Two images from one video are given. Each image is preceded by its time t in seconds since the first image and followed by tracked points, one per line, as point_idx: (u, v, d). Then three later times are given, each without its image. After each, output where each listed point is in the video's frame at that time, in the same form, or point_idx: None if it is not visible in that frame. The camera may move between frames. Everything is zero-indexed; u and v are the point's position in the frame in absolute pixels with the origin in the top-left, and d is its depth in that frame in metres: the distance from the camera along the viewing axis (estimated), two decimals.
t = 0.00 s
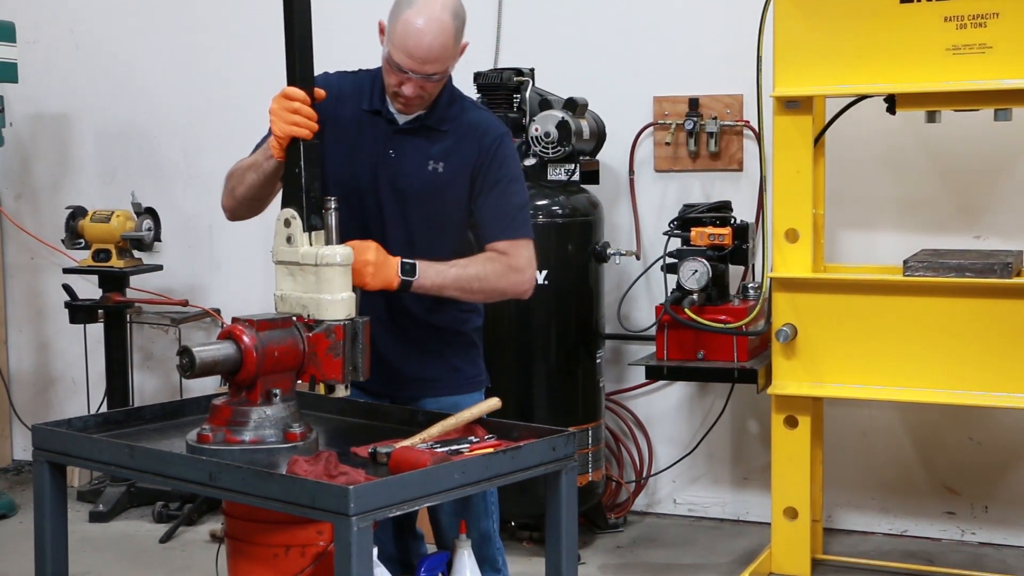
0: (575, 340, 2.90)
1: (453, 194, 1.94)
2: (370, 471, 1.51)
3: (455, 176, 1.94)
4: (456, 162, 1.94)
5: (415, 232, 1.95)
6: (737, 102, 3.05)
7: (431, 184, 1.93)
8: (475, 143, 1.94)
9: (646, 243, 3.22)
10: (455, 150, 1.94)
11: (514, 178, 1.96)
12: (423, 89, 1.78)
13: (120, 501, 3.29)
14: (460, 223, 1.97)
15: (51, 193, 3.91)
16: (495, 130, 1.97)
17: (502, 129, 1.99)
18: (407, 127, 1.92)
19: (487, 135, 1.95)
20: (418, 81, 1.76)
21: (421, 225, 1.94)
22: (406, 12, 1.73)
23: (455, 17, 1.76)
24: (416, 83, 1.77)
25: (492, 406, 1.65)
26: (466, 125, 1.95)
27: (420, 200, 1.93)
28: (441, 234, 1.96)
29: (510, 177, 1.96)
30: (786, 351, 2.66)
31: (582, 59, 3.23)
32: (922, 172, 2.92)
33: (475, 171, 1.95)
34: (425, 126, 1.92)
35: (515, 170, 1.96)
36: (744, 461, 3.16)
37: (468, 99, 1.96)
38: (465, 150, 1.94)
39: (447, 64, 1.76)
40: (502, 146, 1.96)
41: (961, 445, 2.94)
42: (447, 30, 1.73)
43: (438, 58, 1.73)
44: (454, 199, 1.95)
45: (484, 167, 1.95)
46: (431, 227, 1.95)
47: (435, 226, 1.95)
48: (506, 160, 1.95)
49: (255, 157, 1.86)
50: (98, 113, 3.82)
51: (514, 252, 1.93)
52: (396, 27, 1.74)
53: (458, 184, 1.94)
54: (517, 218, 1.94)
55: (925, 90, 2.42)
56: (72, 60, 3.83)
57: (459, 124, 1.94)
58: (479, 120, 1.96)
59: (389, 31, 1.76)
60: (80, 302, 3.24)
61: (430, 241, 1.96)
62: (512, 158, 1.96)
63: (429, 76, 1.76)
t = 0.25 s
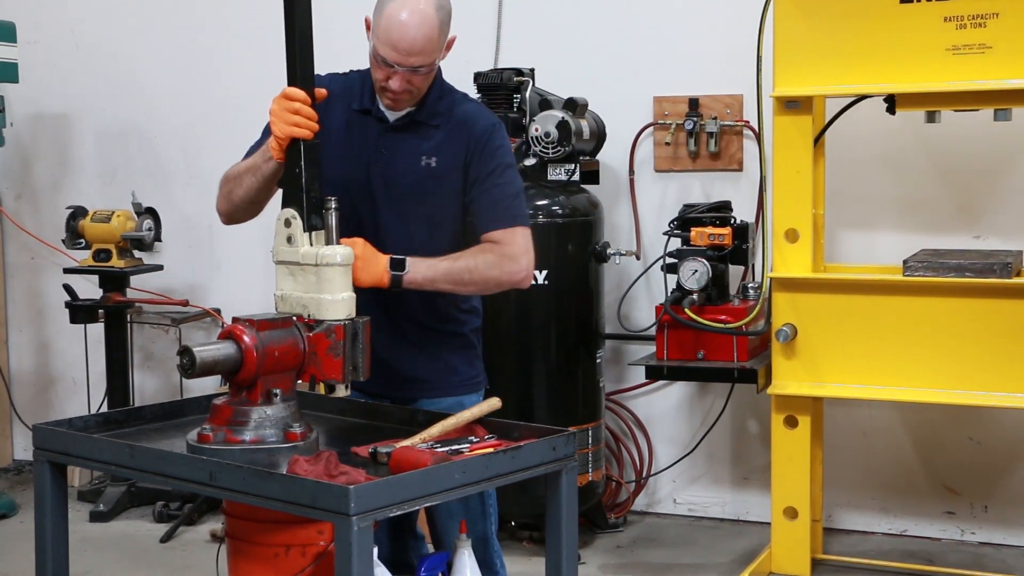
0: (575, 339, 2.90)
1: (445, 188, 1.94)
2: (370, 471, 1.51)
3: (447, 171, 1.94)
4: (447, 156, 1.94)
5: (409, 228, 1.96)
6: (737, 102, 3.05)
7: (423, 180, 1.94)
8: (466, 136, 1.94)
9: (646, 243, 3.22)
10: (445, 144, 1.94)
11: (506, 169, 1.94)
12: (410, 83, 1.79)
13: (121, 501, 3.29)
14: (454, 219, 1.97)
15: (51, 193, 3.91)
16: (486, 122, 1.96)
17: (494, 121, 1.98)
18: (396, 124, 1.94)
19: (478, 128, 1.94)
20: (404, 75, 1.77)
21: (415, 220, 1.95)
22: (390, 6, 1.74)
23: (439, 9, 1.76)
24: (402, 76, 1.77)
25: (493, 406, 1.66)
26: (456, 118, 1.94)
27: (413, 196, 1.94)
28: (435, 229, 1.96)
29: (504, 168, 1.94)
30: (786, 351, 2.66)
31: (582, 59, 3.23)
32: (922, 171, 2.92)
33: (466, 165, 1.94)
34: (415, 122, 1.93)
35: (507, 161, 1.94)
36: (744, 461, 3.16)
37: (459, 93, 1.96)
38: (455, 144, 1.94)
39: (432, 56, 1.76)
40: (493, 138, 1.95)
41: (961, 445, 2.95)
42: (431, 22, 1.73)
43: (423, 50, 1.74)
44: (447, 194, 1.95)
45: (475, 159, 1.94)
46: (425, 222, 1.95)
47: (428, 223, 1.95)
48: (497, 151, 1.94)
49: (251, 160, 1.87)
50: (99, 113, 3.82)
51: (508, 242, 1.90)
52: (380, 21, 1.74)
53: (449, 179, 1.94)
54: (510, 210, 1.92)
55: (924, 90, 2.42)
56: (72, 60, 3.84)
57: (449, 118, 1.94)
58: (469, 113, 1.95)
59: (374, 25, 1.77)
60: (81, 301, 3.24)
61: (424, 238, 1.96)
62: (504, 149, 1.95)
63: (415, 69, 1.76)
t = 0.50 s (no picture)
0: (575, 339, 2.90)
1: (454, 179, 1.96)
2: (370, 472, 1.51)
3: (456, 161, 1.95)
4: (457, 148, 1.95)
5: (418, 219, 1.97)
6: (737, 102, 3.05)
7: (432, 171, 1.95)
8: (474, 126, 1.95)
9: (646, 243, 3.22)
10: (453, 135, 1.95)
11: (514, 158, 1.96)
12: (418, 76, 1.79)
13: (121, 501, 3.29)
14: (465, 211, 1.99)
15: (51, 193, 3.91)
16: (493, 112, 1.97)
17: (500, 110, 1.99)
18: (403, 118, 1.94)
19: (485, 117, 1.95)
20: (413, 68, 1.77)
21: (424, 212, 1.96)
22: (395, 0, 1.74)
23: None
24: (412, 70, 1.78)
25: (492, 406, 1.66)
26: (463, 109, 1.95)
27: (422, 187, 1.95)
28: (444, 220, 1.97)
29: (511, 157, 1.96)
30: (786, 351, 2.66)
31: (582, 59, 3.23)
32: (922, 171, 2.92)
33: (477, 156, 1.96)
34: (422, 114, 1.94)
35: (516, 150, 1.96)
36: (744, 461, 3.16)
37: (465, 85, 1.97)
38: (466, 135, 1.95)
39: (440, 47, 1.77)
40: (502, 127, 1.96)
41: (961, 445, 2.95)
42: (437, 13, 1.74)
43: (430, 43, 1.74)
44: (456, 184, 1.96)
45: (483, 149, 1.96)
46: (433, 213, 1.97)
47: (437, 216, 1.96)
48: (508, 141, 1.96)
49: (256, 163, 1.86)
50: (98, 113, 3.82)
51: (504, 236, 1.92)
52: (386, 16, 1.74)
53: (461, 171, 1.96)
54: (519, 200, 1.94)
55: (924, 90, 2.42)
56: (72, 60, 3.84)
57: (456, 109, 1.95)
58: (475, 104, 1.96)
59: (379, 20, 1.77)
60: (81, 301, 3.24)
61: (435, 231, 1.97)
62: (512, 138, 1.96)
63: (424, 61, 1.77)
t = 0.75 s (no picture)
0: (575, 339, 2.90)
1: (452, 174, 1.95)
2: (370, 472, 1.51)
3: (453, 158, 1.94)
4: (454, 143, 1.94)
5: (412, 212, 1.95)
6: (737, 102, 3.05)
7: (429, 165, 1.94)
8: (474, 125, 1.95)
9: (646, 243, 3.22)
10: (452, 131, 1.94)
11: (511, 162, 1.95)
12: (423, 64, 1.82)
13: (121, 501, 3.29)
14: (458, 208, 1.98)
15: (51, 193, 3.91)
16: (495, 114, 1.97)
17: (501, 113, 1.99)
18: (405, 110, 1.95)
19: (485, 118, 1.95)
20: (417, 55, 1.80)
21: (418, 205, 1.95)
22: None
23: None
24: (416, 58, 1.81)
25: (492, 406, 1.66)
26: (463, 108, 1.96)
27: (418, 181, 1.94)
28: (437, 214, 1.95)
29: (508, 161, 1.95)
30: (785, 351, 2.66)
31: (582, 59, 3.23)
32: (922, 171, 2.92)
33: (471, 154, 1.94)
34: (422, 108, 1.95)
35: (514, 154, 1.96)
36: (745, 460, 3.16)
37: (467, 85, 1.98)
38: (463, 132, 1.94)
39: (444, 35, 1.80)
40: (502, 129, 1.95)
41: (961, 445, 2.95)
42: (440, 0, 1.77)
43: (433, 30, 1.77)
44: (453, 180, 1.95)
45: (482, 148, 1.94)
46: (427, 206, 1.95)
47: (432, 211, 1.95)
48: (505, 142, 1.95)
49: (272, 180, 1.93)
50: (98, 113, 3.82)
51: (496, 249, 1.94)
52: (390, 5, 1.78)
53: (456, 167, 1.95)
54: (513, 207, 1.94)
55: (924, 90, 2.42)
56: (72, 60, 3.84)
57: (456, 107, 1.95)
58: (476, 104, 1.97)
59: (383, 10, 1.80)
60: (81, 302, 3.24)
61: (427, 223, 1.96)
62: (512, 143, 1.96)
63: (428, 48, 1.80)
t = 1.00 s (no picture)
0: (575, 339, 2.90)
1: (454, 167, 1.95)
2: (370, 472, 1.51)
3: (454, 149, 1.95)
4: (454, 135, 1.95)
5: (418, 207, 1.96)
6: (737, 102, 3.05)
7: (430, 159, 1.94)
8: (472, 115, 1.96)
9: (646, 243, 3.22)
10: (451, 123, 1.96)
11: (513, 147, 1.96)
12: (402, 55, 1.87)
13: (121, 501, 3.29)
14: (462, 200, 1.98)
15: (51, 193, 3.91)
16: (491, 104, 1.99)
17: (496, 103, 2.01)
18: (400, 108, 1.96)
19: (481, 107, 1.97)
20: (396, 45, 1.85)
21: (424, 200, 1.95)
22: None
23: None
24: (395, 48, 1.85)
25: (492, 406, 1.66)
26: (458, 101, 1.97)
27: (421, 175, 1.94)
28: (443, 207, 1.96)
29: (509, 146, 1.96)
30: (785, 351, 2.66)
31: (582, 59, 3.23)
32: (922, 171, 2.92)
33: (471, 144, 1.95)
34: (418, 103, 1.96)
35: (514, 139, 1.97)
36: (745, 460, 3.16)
37: (459, 79, 2.00)
38: (462, 124, 1.96)
39: (422, 26, 1.84)
40: (500, 117, 1.97)
41: (961, 445, 2.95)
42: None
43: (411, 19, 1.82)
44: (456, 171, 1.96)
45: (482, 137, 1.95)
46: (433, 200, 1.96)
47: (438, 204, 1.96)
48: (505, 130, 1.96)
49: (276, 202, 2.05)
50: (99, 113, 3.82)
51: (524, 231, 1.97)
52: None
53: (457, 159, 1.96)
54: (521, 189, 1.95)
55: (924, 90, 2.42)
56: (73, 60, 3.84)
57: (451, 100, 1.97)
58: (471, 96, 1.99)
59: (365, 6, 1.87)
60: (81, 302, 3.24)
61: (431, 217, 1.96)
62: (510, 129, 1.97)
63: (406, 39, 1.84)
